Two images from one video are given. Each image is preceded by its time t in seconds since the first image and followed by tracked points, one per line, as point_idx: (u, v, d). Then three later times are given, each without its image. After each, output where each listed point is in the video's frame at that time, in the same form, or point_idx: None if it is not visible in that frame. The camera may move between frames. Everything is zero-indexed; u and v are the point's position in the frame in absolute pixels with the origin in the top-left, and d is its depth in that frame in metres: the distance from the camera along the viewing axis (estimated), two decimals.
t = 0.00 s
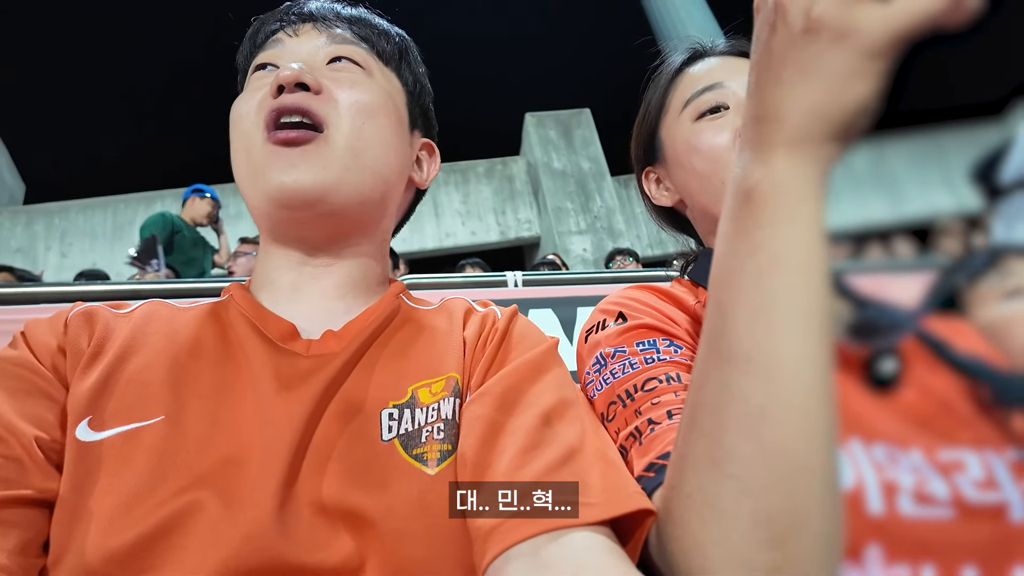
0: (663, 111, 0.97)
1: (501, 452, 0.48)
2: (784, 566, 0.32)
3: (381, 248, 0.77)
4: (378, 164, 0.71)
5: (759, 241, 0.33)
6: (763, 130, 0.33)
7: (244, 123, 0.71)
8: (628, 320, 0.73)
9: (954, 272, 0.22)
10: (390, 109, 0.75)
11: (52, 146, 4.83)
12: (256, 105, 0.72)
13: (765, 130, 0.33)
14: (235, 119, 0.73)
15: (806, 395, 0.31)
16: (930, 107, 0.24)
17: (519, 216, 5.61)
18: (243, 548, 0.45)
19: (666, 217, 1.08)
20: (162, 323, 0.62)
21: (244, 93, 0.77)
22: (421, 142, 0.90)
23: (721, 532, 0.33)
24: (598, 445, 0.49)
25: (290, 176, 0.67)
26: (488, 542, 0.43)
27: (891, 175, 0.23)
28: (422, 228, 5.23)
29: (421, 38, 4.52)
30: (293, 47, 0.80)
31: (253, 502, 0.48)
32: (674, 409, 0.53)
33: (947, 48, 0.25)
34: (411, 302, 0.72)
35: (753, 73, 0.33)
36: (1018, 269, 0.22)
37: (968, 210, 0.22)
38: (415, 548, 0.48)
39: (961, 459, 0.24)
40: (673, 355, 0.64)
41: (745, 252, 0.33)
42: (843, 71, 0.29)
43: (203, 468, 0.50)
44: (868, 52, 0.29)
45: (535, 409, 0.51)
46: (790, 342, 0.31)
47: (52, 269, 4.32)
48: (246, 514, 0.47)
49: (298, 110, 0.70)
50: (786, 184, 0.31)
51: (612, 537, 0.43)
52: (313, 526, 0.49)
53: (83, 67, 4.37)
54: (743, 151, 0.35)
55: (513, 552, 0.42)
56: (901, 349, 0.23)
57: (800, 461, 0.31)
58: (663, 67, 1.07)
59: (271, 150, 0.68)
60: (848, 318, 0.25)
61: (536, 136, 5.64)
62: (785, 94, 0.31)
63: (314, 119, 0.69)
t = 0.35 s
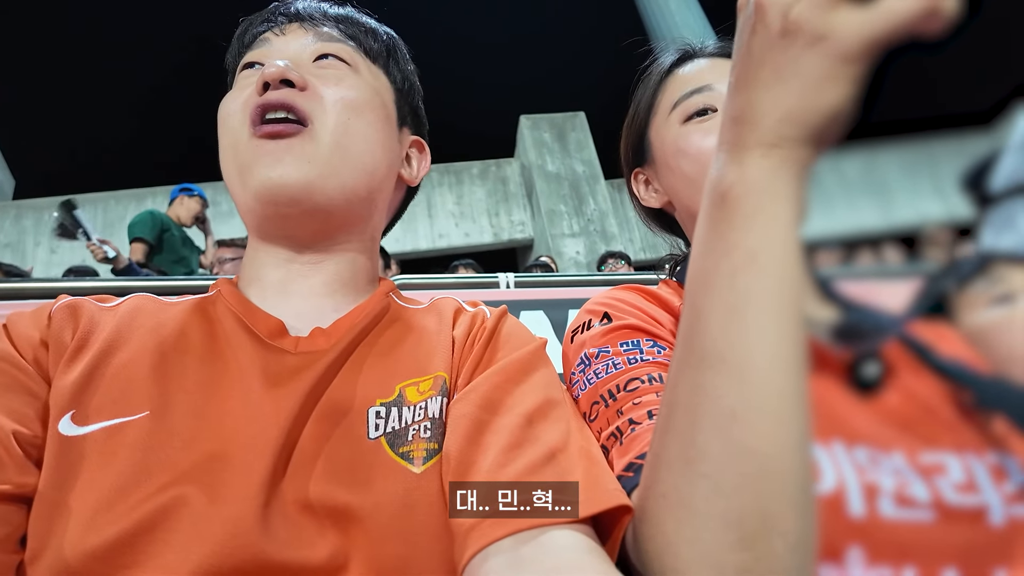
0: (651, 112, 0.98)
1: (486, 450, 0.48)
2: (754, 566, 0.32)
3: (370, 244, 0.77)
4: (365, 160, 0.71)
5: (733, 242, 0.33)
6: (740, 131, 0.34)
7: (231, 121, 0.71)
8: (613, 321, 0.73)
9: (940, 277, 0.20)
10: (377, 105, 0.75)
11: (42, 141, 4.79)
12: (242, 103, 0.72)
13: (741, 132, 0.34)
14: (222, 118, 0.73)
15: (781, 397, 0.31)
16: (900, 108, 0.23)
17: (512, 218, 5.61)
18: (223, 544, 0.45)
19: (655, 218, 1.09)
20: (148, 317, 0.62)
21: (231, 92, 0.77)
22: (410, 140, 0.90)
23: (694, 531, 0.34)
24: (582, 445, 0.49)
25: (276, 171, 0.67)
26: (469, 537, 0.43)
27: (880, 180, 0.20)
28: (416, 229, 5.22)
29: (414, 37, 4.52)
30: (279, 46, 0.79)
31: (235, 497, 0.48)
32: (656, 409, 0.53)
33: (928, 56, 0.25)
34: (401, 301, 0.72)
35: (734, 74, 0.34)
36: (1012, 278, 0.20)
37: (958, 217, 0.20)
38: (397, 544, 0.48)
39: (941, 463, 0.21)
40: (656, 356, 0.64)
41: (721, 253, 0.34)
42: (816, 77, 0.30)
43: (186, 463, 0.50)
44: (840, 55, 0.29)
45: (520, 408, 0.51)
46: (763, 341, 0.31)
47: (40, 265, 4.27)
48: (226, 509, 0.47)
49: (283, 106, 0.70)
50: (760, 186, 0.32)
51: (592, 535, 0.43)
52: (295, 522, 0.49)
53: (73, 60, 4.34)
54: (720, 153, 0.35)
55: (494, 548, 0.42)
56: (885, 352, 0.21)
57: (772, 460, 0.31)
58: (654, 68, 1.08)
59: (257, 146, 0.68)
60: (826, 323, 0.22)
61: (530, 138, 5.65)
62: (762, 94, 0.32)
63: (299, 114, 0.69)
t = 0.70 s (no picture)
0: (653, 110, 0.98)
1: (488, 449, 0.49)
2: (741, 566, 0.32)
3: (377, 242, 0.77)
4: (374, 159, 0.72)
5: (719, 244, 0.33)
6: (723, 133, 0.33)
7: (243, 118, 0.72)
8: (611, 321, 0.73)
9: (955, 277, 0.20)
10: (387, 104, 0.76)
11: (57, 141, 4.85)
12: (254, 100, 0.73)
13: (724, 133, 0.33)
14: (233, 114, 0.74)
15: (767, 394, 0.31)
16: (877, 112, 0.23)
17: (521, 218, 5.61)
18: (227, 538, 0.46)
19: (658, 218, 1.09)
20: (154, 312, 0.63)
21: (242, 89, 0.77)
22: (418, 139, 0.90)
23: (681, 533, 0.33)
24: (583, 445, 0.49)
25: (287, 169, 0.67)
26: (470, 535, 0.44)
27: (894, 183, 0.20)
28: (425, 229, 5.24)
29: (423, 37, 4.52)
30: (291, 43, 0.80)
31: (237, 491, 0.48)
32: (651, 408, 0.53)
33: (907, 54, 0.24)
34: (406, 299, 0.73)
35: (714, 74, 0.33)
36: None
37: (973, 220, 0.20)
38: (396, 541, 0.48)
39: (941, 464, 0.21)
40: (654, 356, 0.64)
41: (708, 254, 0.33)
42: (795, 77, 0.30)
43: (190, 456, 0.51)
44: (819, 57, 0.29)
45: (522, 407, 0.51)
46: (751, 344, 0.31)
47: (54, 264, 4.32)
48: (229, 503, 0.48)
49: (295, 103, 0.70)
50: (747, 188, 0.32)
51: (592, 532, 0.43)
52: (297, 517, 0.49)
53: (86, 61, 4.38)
54: (705, 155, 0.35)
55: (494, 547, 0.43)
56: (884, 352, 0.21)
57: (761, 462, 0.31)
58: (656, 65, 1.07)
59: (268, 143, 0.69)
60: (826, 325, 0.22)
61: (540, 139, 5.65)
62: (742, 94, 0.32)
63: (310, 112, 0.70)
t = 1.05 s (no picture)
0: (663, 108, 0.97)
1: (501, 445, 0.49)
2: (754, 566, 0.32)
3: (393, 240, 0.78)
4: (392, 158, 0.72)
5: (737, 239, 0.33)
6: (738, 129, 0.33)
7: (263, 115, 0.73)
8: (622, 320, 0.73)
9: (968, 280, 0.20)
10: (405, 104, 0.76)
11: (72, 141, 4.90)
12: (274, 98, 0.73)
13: (739, 129, 0.33)
14: (254, 111, 0.75)
15: (780, 391, 0.30)
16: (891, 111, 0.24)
17: (531, 219, 5.61)
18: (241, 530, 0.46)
19: (668, 217, 1.08)
20: (173, 306, 0.63)
21: (263, 87, 0.78)
22: (435, 139, 0.91)
23: (697, 530, 0.34)
24: (596, 443, 0.50)
25: (307, 166, 0.68)
26: (483, 530, 0.44)
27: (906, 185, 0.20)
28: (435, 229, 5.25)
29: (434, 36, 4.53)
30: (312, 41, 0.81)
31: (254, 484, 0.49)
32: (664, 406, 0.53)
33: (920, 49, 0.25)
34: (421, 296, 0.73)
35: (731, 72, 0.33)
36: None
37: (982, 224, 0.20)
38: (410, 536, 0.49)
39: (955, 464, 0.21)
40: (666, 355, 0.64)
41: (724, 252, 0.33)
42: (810, 73, 0.29)
43: (207, 449, 0.51)
44: (835, 51, 0.28)
45: (535, 404, 0.52)
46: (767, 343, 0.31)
47: (70, 262, 4.37)
48: (244, 497, 0.48)
49: (316, 102, 0.71)
50: (761, 184, 0.31)
51: (604, 529, 0.43)
52: (310, 512, 0.49)
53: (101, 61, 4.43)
54: (722, 152, 0.35)
55: (506, 543, 0.42)
56: (899, 352, 0.21)
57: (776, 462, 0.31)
58: (666, 62, 1.07)
59: (287, 140, 0.69)
60: (838, 322, 0.22)
61: (550, 139, 5.65)
62: (758, 93, 0.32)
63: (330, 111, 0.71)
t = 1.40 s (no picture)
0: (673, 107, 0.97)
1: (509, 445, 0.49)
2: (765, 566, 0.32)
3: (403, 240, 0.78)
4: (403, 159, 0.73)
5: (750, 238, 0.33)
6: (751, 130, 0.33)
7: (276, 116, 0.73)
8: (630, 320, 0.73)
9: (977, 281, 0.20)
10: (414, 106, 0.77)
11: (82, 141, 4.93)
12: (288, 99, 0.74)
13: (752, 130, 0.33)
14: (267, 113, 0.75)
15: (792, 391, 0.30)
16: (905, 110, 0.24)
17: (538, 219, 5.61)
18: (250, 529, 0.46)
19: (676, 216, 1.08)
20: (184, 309, 0.64)
21: (275, 89, 0.79)
22: (444, 140, 0.91)
23: (707, 529, 0.34)
24: (604, 444, 0.50)
25: (320, 165, 0.68)
26: (490, 529, 0.44)
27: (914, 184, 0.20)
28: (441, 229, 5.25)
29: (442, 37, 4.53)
30: (323, 45, 0.81)
31: (263, 482, 0.49)
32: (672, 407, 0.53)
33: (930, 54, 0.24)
34: (429, 297, 0.73)
35: (746, 72, 0.34)
36: None
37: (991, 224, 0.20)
38: (418, 535, 0.49)
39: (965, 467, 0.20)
40: (674, 355, 0.64)
41: (735, 251, 0.33)
42: (826, 74, 0.29)
43: (217, 448, 0.52)
44: (851, 53, 0.28)
45: (543, 404, 0.52)
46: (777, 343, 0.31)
47: (79, 262, 4.40)
48: (253, 496, 0.48)
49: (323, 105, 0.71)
50: (772, 184, 0.32)
51: (612, 529, 0.43)
52: (319, 511, 0.50)
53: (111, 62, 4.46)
54: (735, 153, 0.35)
55: (514, 541, 0.42)
56: (908, 354, 0.21)
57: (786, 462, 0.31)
58: (676, 61, 1.07)
59: (299, 140, 0.70)
60: (848, 323, 0.22)
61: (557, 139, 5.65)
62: (771, 95, 0.32)
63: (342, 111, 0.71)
